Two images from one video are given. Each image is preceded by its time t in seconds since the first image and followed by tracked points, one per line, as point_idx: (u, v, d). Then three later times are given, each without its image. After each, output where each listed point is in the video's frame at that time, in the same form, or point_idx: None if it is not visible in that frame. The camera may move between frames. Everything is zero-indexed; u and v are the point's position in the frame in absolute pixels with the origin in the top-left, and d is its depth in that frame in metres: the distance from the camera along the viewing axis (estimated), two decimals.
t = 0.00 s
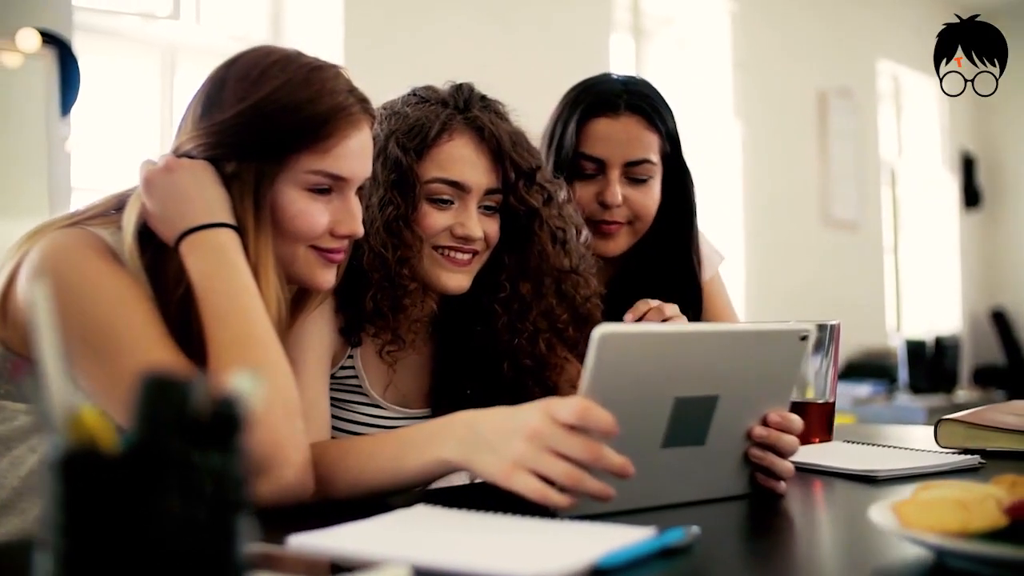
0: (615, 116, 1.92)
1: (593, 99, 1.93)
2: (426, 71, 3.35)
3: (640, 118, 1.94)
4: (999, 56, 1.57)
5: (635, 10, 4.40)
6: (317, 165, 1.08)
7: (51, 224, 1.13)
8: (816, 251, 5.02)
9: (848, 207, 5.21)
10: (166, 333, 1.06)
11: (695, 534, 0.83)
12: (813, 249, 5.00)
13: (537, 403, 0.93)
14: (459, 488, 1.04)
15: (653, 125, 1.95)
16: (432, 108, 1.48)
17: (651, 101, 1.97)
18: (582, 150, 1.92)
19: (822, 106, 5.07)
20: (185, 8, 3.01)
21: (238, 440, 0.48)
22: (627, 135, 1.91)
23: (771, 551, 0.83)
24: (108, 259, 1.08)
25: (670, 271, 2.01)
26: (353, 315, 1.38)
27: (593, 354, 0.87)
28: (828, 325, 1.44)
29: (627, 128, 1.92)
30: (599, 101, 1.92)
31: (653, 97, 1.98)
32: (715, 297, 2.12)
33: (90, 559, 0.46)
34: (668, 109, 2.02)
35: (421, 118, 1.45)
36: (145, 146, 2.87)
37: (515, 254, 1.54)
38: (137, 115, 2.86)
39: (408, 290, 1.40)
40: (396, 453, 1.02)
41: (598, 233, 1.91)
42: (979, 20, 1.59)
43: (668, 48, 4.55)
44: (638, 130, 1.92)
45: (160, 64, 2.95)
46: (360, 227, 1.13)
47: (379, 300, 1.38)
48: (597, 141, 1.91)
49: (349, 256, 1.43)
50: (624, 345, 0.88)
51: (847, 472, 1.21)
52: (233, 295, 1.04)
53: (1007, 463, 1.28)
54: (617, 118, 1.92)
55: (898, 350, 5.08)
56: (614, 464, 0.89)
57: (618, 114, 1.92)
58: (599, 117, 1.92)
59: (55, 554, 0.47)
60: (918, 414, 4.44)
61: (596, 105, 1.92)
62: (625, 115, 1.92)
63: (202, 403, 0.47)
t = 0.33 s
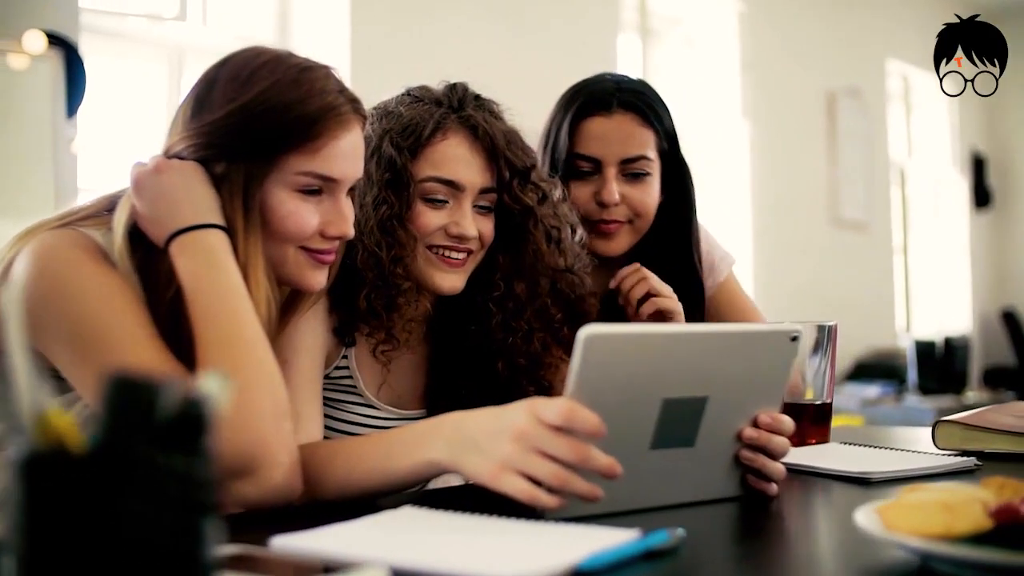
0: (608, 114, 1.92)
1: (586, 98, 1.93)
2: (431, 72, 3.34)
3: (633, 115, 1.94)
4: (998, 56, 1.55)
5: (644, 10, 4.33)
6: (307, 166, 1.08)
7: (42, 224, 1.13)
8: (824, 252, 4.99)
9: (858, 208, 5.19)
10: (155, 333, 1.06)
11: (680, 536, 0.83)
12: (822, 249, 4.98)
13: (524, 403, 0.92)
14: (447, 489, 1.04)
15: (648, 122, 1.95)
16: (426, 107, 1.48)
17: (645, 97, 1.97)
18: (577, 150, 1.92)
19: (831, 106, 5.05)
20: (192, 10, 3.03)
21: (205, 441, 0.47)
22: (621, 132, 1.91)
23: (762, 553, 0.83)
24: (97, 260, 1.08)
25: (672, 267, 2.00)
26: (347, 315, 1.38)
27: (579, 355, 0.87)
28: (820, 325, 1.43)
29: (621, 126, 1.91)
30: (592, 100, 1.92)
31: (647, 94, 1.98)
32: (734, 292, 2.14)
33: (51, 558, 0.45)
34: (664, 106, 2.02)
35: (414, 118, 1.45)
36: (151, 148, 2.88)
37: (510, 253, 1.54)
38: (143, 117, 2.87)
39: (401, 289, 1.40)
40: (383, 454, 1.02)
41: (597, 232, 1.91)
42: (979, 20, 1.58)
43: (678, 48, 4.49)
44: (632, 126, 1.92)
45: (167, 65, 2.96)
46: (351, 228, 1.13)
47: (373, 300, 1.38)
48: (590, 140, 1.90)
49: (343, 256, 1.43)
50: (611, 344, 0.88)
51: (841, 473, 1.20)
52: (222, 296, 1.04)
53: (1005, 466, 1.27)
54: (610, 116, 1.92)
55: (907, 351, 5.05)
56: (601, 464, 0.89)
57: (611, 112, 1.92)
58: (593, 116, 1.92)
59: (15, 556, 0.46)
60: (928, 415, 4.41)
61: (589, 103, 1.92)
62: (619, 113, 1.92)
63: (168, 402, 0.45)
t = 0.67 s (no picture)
0: (610, 114, 1.91)
1: (588, 99, 1.92)
2: (438, 73, 3.34)
3: (636, 114, 1.93)
4: (998, 56, 1.54)
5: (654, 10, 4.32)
6: (297, 166, 1.08)
7: (36, 226, 1.12)
8: (835, 252, 4.97)
9: (869, 208, 5.16)
10: (148, 334, 1.05)
11: (666, 538, 0.82)
12: (832, 248, 4.96)
13: (512, 404, 0.92)
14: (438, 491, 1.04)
15: (651, 120, 1.94)
16: (423, 107, 1.47)
17: (648, 96, 1.96)
18: (580, 152, 1.91)
19: (842, 106, 5.02)
20: (201, 10, 3.05)
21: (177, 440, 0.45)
22: (624, 132, 1.90)
23: (753, 556, 0.82)
24: (90, 261, 1.07)
25: (680, 266, 2.00)
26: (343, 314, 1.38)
27: (567, 355, 0.86)
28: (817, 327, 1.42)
29: (623, 125, 1.90)
30: (594, 101, 1.92)
31: (650, 93, 1.97)
32: (752, 286, 2.12)
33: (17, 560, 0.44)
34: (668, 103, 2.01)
35: (412, 117, 1.45)
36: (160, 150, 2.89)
37: (507, 253, 1.54)
38: (154, 120, 2.89)
39: (398, 289, 1.41)
40: (372, 456, 1.02)
41: (604, 233, 1.91)
42: (980, 20, 1.57)
43: (688, 48, 4.48)
44: (635, 125, 1.91)
45: (177, 68, 2.98)
46: (343, 229, 1.13)
47: (369, 299, 1.38)
48: (592, 141, 1.90)
49: (340, 256, 1.44)
50: (601, 344, 0.87)
51: (837, 475, 1.19)
52: (213, 297, 1.04)
53: (1003, 468, 1.26)
54: (612, 116, 1.91)
55: (919, 352, 5.02)
56: (589, 466, 0.88)
57: (612, 112, 1.91)
58: (594, 117, 1.91)
59: None
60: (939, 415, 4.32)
61: (590, 104, 1.91)
62: (620, 112, 1.91)
63: (138, 399, 0.44)
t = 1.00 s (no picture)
0: (616, 116, 1.90)
1: (594, 102, 1.91)
2: (447, 73, 3.33)
3: (643, 116, 1.91)
4: (999, 56, 1.53)
5: (663, 10, 4.31)
6: (288, 167, 1.08)
7: (28, 227, 1.12)
8: (846, 253, 4.94)
9: (880, 208, 5.13)
10: (139, 334, 1.04)
11: (653, 540, 0.82)
12: (844, 250, 4.93)
13: (499, 405, 0.92)
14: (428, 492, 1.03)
15: (658, 123, 1.92)
16: (420, 108, 1.47)
17: (656, 99, 1.94)
18: (585, 156, 1.90)
19: (853, 106, 5.00)
20: (209, 12, 3.07)
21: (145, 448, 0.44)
22: (630, 134, 1.89)
23: (746, 559, 0.81)
24: (80, 261, 1.07)
25: (689, 270, 2.00)
26: (339, 315, 1.38)
27: (554, 357, 0.85)
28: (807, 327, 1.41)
29: (629, 127, 1.89)
30: (600, 103, 1.90)
31: (657, 96, 1.95)
32: (762, 291, 2.13)
33: None
34: (677, 104, 1.99)
35: (408, 119, 1.45)
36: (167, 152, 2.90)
37: (503, 254, 1.53)
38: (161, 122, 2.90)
39: (394, 291, 1.40)
40: (361, 458, 1.01)
41: (611, 238, 1.90)
42: (979, 20, 1.55)
43: (696, 48, 4.48)
44: (641, 128, 1.89)
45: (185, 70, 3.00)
46: (335, 229, 1.13)
47: (366, 300, 1.38)
48: (598, 145, 1.88)
49: (335, 257, 1.44)
50: (589, 346, 0.86)
51: (832, 477, 1.18)
52: (202, 297, 1.03)
53: (1001, 470, 1.25)
54: (618, 119, 1.90)
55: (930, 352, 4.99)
56: (576, 467, 0.88)
57: (618, 114, 1.90)
58: (600, 119, 1.90)
59: None
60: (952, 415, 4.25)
61: (596, 107, 1.90)
62: (626, 114, 1.90)
63: (105, 405, 0.43)
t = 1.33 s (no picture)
0: (623, 118, 1.86)
1: (600, 103, 1.87)
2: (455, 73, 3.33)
3: (650, 119, 1.87)
4: (999, 56, 1.52)
5: (673, 10, 4.30)
6: (279, 167, 1.08)
7: (21, 227, 1.13)
8: (857, 252, 4.92)
9: (891, 207, 5.11)
10: (129, 335, 1.04)
11: (638, 541, 0.81)
12: (854, 249, 4.90)
13: (485, 406, 0.92)
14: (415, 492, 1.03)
15: (666, 126, 1.88)
16: (414, 107, 1.47)
17: (664, 101, 1.90)
18: (590, 157, 1.86)
19: (864, 106, 4.98)
20: (217, 12, 3.09)
21: (112, 445, 0.50)
22: (636, 138, 1.84)
23: (733, 560, 0.81)
24: (71, 261, 1.07)
25: (696, 274, 1.96)
26: (333, 314, 1.38)
27: (539, 357, 0.85)
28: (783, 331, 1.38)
29: (635, 129, 1.84)
30: (606, 105, 1.86)
31: (666, 98, 1.90)
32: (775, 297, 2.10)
33: None
34: (685, 105, 1.94)
35: (403, 118, 1.45)
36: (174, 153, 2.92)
37: (498, 254, 1.54)
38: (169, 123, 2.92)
39: (387, 290, 1.41)
40: (349, 458, 1.01)
41: (616, 242, 1.87)
42: (980, 20, 1.54)
43: (708, 48, 4.48)
44: (648, 130, 1.85)
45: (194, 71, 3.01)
46: (327, 229, 1.12)
47: (358, 300, 1.38)
48: (603, 148, 1.84)
49: (329, 257, 1.44)
50: (573, 347, 0.86)
51: (826, 479, 1.18)
52: (191, 299, 1.03)
53: (997, 472, 1.24)
54: (625, 121, 1.85)
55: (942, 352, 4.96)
56: (562, 467, 0.88)
57: (625, 116, 1.86)
58: (607, 120, 1.86)
59: None
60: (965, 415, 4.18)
61: (603, 108, 1.86)
62: (633, 116, 1.86)
63: (76, 406, 0.50)
